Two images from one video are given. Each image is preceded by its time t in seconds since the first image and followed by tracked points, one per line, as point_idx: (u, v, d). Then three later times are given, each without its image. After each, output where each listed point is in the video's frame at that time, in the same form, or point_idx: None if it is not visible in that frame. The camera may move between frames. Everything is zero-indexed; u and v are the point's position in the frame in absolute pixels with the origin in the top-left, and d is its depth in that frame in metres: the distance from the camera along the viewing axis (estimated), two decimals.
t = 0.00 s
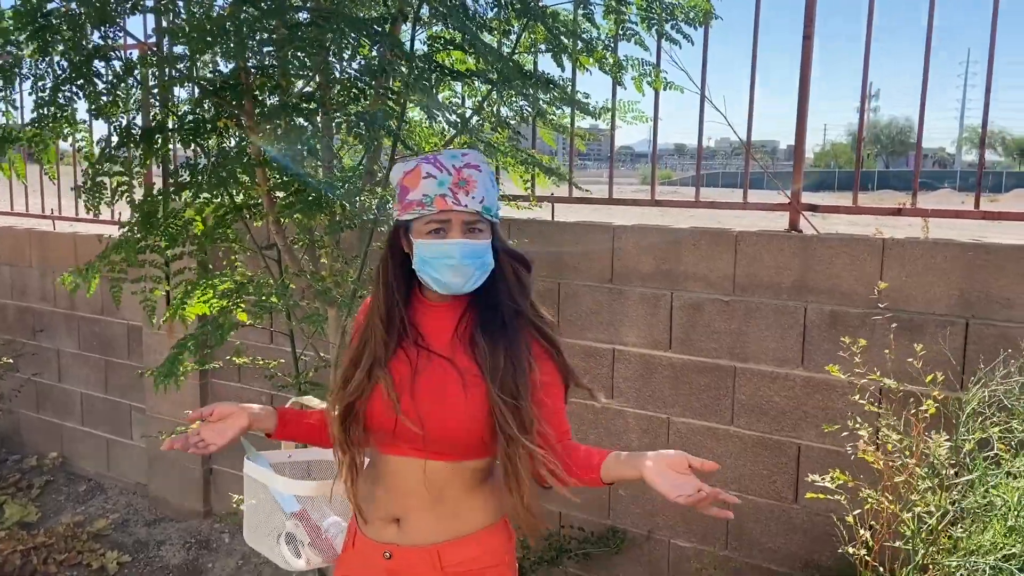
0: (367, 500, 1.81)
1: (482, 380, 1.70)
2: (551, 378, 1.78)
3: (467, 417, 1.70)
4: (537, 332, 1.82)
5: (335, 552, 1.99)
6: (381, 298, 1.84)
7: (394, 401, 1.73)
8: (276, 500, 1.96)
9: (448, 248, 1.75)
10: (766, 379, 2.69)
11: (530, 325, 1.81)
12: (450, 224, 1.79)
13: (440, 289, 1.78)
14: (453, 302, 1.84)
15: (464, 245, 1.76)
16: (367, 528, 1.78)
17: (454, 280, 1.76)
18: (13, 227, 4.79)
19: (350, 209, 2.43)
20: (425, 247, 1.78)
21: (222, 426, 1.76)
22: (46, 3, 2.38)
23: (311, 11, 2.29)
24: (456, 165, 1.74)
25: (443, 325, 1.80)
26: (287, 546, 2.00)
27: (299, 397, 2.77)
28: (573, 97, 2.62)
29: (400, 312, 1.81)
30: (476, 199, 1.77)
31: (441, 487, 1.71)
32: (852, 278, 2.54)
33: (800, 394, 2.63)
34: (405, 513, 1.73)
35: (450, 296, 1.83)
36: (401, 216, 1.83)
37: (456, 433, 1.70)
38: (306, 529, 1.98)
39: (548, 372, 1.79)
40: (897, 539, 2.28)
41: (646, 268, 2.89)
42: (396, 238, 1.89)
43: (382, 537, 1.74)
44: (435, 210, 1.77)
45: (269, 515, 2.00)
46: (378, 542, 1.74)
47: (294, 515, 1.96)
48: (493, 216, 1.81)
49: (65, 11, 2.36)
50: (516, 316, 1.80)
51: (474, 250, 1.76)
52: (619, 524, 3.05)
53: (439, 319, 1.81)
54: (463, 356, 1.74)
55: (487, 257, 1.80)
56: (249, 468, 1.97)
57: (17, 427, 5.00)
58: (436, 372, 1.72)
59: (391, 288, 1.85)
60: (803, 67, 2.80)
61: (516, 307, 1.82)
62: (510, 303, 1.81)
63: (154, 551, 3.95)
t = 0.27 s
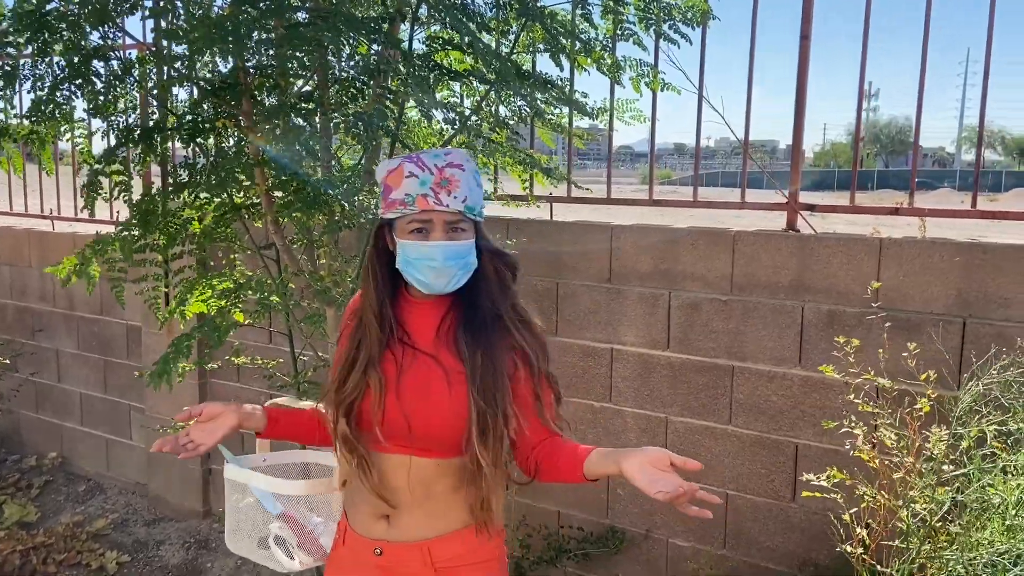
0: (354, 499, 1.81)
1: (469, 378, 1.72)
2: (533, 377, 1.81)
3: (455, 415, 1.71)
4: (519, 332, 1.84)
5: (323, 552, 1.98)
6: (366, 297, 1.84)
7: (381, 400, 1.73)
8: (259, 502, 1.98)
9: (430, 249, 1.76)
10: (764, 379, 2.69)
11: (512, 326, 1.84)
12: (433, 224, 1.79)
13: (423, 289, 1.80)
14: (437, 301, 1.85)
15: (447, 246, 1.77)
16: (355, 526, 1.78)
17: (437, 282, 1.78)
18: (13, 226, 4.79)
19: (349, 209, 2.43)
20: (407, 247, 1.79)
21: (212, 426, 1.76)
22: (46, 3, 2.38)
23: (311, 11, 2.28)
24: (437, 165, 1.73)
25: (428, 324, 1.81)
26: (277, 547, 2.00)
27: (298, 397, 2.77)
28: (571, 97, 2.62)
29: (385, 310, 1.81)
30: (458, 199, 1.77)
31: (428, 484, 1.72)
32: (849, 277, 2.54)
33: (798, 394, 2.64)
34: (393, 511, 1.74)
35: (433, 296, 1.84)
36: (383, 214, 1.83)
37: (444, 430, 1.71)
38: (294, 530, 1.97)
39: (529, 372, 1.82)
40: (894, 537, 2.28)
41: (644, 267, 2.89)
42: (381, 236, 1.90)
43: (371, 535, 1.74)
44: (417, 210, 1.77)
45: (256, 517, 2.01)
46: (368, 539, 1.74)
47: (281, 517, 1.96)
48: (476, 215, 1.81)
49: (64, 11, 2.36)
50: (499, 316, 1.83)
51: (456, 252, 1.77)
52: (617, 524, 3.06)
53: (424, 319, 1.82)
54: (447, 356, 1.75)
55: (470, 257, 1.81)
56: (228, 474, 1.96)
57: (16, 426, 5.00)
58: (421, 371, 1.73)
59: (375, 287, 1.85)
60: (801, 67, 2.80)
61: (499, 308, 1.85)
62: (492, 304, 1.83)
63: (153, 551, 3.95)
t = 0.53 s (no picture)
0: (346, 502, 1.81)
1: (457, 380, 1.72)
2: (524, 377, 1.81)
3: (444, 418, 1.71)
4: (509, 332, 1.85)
5: (317, 554, 1.98)
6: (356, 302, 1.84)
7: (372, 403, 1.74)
8: (254, 507, 1.98)
9: (422, 251, 1.76)
10: (762, 381, 2.69)
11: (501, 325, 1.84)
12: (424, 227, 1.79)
13: (415, 292, 1.80)
14: (428, 302, 1.85)
15: (439, 249, 1.77)
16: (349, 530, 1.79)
17: (430, 284, 1.78)
18: (12, 228, 4.80)
19: (348, 212, 2.43)
20: (399, 250, 1.79)
21: (210, 430, 1.75)
22: (45, 7, 2.39)
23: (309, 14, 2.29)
24: (429, 169, 1.74)
25: (418, 327, 1.82)
26: (272, 550, 2.01)
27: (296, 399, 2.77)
28: (569, 100, 2.62)
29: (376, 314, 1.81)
30: (450, 203, 1.78)
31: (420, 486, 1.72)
32: (847, 279, 2.55)
33: (796, 396, 2.64)
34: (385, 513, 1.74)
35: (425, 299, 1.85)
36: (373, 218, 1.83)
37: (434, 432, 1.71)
38: (288, 534, 1.97)
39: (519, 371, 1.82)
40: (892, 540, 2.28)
41: (642, 269, 2.89)
42: (372, 240, 1.89)
43: (365, 538, 1.75)
44: (409, 214, 1.77)
45: (251, 520, 2.02)
46: (362, 542, 1.74)
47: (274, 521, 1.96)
48: (467, 219, 1.82)
49: (63, 15, 2.37)
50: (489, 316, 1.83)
51: (448, 254, 1.77)
52: (616, 526, 3.06)
53: (415, 321, 1.83)
54: (437, 358, 1.76)
55: (461, 260, 1.81)
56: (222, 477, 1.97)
57: (16, 428, 5.01)
58: (411, 374, 1.74)
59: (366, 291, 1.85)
60: (799, 69, 2.80)
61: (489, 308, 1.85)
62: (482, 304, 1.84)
63: (153, 553, 3.96)
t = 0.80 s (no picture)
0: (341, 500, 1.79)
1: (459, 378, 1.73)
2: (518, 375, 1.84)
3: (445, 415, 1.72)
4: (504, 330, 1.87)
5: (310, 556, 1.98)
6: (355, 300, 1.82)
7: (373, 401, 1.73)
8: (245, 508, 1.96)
9: (441, 254, 1.75)
10: (762, 381, 2.69)
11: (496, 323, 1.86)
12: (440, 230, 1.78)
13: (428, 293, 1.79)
14: (426, 301, 1.85)
15: (455, 251, 1.78)
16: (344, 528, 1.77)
17: (444, 285, 1.78)
18: (12, 228, 4.80)
19: (348, 212, 2.43)
20: (414, 253, 1.76)
21: (223, 455, 1.74)
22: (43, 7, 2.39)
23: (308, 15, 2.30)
24: (448, 173, 1.74)
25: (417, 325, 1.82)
26: (263, 551, 1.99)
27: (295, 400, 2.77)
28: (569, 100, 2.61)
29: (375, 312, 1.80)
30: (465, 206, 1.79)
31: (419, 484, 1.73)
32: (847, 279, 2.54)
33: (796, 396, 2.63)
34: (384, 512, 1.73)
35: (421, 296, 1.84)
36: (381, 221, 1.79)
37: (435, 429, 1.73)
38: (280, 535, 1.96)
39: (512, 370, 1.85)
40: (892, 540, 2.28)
41: (642, 269, 2.89)
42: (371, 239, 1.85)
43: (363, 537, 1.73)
44: (428, 218, 1.76)
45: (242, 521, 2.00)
46: (361, 542, 1.73)
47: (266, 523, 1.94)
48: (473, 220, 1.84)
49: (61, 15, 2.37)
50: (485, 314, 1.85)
51: (462, 256, 1.79)
52: (616, 526, 3.05)
53: (413, 319, 1.83)
54: (438, 356, 1.77)
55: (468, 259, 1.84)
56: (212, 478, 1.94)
57: (16, 428, 5.01)
58: (413, 374, 1.74)
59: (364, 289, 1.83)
60: (799, 69, 2.80)
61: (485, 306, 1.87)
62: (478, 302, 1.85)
63: (153, 554, 3.95)
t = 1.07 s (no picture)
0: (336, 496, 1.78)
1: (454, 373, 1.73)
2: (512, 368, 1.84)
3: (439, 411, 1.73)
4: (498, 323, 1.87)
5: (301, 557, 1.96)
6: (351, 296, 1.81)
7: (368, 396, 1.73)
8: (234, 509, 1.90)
9: (437, 252, 1.75)
10: (763, 381, 2.68)
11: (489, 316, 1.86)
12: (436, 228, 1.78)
13: (423, 290, 1.79)
14: (421, 298, 1.85)
15: (451, 249, 1.77)
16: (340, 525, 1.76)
17: (439, 283, 1.77)
18: (13, 228, 4.79)
19: (347, 212, 2.43)
20: (410, 250, 1.76)
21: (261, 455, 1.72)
22: (43, 6, 2.38)
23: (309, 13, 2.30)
24: (445, 171, 1.74)
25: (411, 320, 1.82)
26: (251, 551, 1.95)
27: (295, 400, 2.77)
28: (569, 99, 2.61)
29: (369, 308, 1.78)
30: (461, 205, 1.79)
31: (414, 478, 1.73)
32: (848, 279, 2.54)
33: (797, 396, 2.63)
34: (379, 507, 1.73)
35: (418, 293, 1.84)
36: (377, 219, 1.78)
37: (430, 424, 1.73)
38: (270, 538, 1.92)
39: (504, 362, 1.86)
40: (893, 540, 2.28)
41: (642, 269, 2.89)
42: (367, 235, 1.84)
43: (359, 533, 1.73)
44: (426, 216, 1.75)
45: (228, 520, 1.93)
46: (358, 538, 1.73)
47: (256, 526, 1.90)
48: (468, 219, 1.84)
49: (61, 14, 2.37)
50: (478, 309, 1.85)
51: (457, 253, 1.78)
52: (616, 526, 3.05)
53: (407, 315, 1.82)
54: (433, 351, 1.77)
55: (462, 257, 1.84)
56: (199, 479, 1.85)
57: (16, 428, 5.01)
58: (409, 370, 1.74)
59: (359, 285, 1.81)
60: (800, 68, 2.79)
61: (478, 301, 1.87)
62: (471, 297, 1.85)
63: (153, 554, 3.95)
